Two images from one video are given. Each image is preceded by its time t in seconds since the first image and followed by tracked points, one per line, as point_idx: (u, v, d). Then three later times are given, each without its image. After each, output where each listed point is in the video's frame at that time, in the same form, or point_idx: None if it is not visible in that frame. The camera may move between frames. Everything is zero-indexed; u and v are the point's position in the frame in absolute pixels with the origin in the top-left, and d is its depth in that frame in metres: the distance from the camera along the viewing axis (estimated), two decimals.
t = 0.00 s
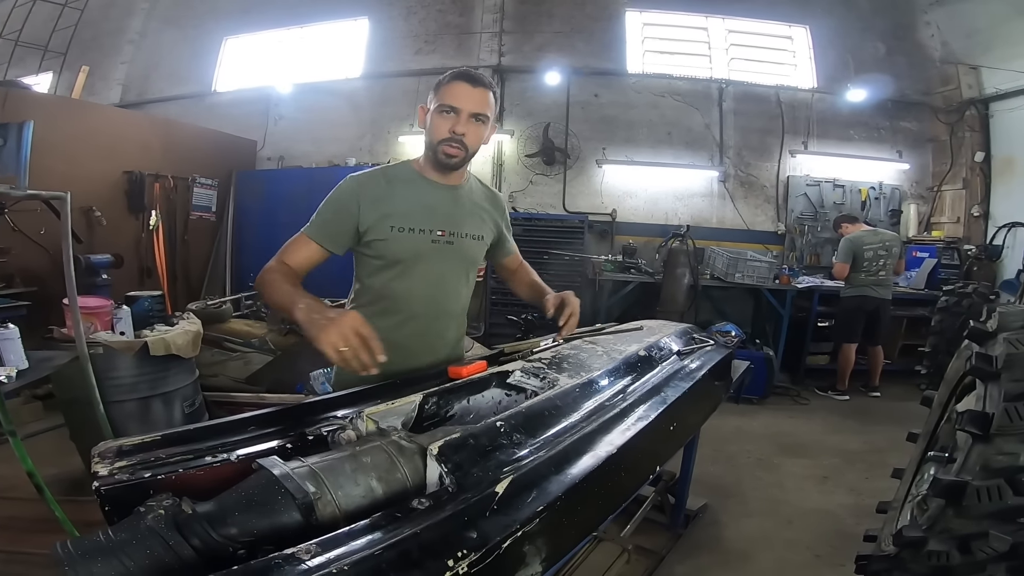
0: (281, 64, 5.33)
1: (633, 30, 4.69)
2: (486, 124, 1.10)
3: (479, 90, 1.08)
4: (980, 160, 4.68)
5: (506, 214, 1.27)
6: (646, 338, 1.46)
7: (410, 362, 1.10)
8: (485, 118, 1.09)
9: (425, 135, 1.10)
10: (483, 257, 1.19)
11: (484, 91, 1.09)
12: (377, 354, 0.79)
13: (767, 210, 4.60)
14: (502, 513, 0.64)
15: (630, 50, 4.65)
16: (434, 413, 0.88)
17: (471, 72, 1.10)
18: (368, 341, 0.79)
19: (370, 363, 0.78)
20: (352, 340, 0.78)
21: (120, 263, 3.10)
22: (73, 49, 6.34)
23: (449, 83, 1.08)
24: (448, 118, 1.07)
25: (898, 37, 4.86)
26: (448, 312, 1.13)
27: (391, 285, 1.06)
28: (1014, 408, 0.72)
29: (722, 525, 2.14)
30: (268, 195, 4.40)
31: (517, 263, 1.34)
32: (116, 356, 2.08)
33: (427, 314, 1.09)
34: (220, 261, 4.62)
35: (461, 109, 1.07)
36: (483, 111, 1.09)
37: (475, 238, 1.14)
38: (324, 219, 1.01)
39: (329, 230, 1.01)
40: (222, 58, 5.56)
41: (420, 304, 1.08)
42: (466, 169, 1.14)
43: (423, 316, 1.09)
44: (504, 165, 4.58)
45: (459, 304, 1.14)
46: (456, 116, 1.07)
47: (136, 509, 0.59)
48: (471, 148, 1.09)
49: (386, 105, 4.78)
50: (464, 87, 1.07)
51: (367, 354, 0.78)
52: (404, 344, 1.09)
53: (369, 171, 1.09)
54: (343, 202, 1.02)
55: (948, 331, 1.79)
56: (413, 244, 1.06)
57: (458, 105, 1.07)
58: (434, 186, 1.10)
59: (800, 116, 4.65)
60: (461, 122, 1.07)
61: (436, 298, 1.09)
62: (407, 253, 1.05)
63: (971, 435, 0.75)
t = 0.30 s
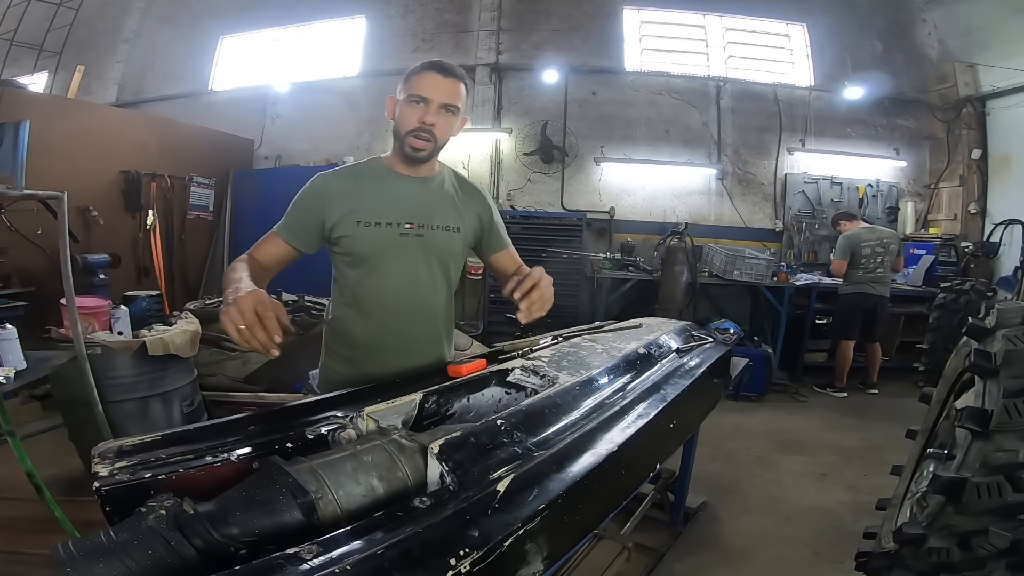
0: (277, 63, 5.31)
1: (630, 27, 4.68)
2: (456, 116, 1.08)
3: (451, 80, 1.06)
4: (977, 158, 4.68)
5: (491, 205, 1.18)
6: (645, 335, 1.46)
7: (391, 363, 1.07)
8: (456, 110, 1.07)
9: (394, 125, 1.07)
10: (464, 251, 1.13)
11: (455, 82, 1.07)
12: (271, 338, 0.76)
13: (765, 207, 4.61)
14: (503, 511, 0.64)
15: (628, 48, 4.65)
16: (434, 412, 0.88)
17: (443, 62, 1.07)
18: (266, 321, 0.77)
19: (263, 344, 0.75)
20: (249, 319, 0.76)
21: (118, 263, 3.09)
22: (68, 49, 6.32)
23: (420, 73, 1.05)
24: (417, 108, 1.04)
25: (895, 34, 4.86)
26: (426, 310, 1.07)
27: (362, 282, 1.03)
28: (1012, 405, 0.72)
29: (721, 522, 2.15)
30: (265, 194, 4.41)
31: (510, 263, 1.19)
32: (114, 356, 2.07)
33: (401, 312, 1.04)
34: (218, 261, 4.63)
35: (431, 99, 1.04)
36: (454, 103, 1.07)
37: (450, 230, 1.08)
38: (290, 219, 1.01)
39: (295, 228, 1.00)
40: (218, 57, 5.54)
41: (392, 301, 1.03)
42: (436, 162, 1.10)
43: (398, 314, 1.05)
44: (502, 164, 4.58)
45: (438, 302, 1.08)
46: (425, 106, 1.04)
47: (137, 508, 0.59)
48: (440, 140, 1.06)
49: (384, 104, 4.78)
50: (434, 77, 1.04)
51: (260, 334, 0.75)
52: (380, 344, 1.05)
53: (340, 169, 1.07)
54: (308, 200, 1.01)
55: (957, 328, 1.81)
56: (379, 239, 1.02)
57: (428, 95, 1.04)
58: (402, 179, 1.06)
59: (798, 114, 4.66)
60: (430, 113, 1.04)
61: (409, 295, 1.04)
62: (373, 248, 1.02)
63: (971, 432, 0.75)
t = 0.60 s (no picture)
0: (276, 63, 5.31)
1: (629, 27, 4.68)
2: (426, 117, 1.03)
3: (421, 80, 1.00)
4: (977, 156, 4.69)
5: (467, 195, 1.11)
6: (645, 334, 1.47)
7: (372, 367, 1.04)
8: (425, 112, 1.01)
9: (361, 123, 1.01)
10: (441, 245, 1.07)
11: (426, 82, 1.01)
12: (249, 357, 0.76)
13: (764, 206, 4.61)
14: (507, 510, 0.64)
15: (627, 47, 4.65)
16: (436, 411, 0.89)
17: (414, 61, 1.01)
18: (241, 340, 0.77)
19: (240, 362, 0.75)
20: (225, 341, 0.77)
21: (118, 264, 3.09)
22: (67, 50, 6.31)
23: (389, 70, 0.99)
24: (384, 108, 0.98)
25: (893, 34, 4.87)
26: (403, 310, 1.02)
27: (333, 285, 1.00)
28: (1012, 403, 0.72)
29: (722, 521, 2.15)
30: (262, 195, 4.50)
31: (490, 251, 1.12)
32: (116, 357, 2.08)
33: (376, 315, 1.00)
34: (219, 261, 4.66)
35: (399, 101, 0.98)
36: (424, 104, 1.01)
37: (422, 224, 1.02)
38: (259, 226, 0.99)
39: (264, 236, 0.99)
40: (217, 57, 5.54)
41: (365, 303, 0.99)
42: (404, 161, 1.06)
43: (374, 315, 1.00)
44: (501, 163, 4.59)
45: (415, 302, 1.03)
46: (393, 107, 0.98)
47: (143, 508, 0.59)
48: (407, 142, 1.02)
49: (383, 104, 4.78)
50: (404, 76, 0.99)
51: (236, 355, 0.76)
52: (359, 348, 1.02)
53: (308, 171, 1.04)
54: (274, 206, 0.99)
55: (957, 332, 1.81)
56: (346, 240, 0.98)
57: (396, 95, 0.98)
58: (368, 178, 1.01)
59: (797, 113, 4.66)
60: (398, 115, 0.99)
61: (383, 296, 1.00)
62: (341, 251, 0.98)
63: (970, 430, 0.76)
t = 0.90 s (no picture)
0: (273, 65, 5.31)
1: (626, 27, 4.69)
2: (407, 129, 1.01)
3: (406, 91, 0.98)
4: (972, 154, 4.71)
5: (438, 191, 1.13)
6: (641, 334, 1.47)
7: (355, 370, 1.03)
8: (407, 125, 1.00)
9: (340, 126, 0.99)
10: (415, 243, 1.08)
11: (410, 93, 0.99)
12: (235, 358, 0.77)
13: (762, 205, 4.62)
14: (500, 508, 0.65)
15: (624, 47, 4.66)
16: (432, 411, 0.89)
17: (401, 68, 0.98)
18: (227, 341, 0.78)
19: (229, 365, 0.76)
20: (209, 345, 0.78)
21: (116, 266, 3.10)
22: (63, 52, 6.31)
23: (374, 77, 0.96)
24: (367, 118, 0.96)
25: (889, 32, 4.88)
26: (380, 310, 1.02)
27: (309, 289, 1.00)
28: (1002, 400, 0.73)
29: (721, 520, 2.16)
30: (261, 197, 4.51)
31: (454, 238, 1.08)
32: (114, 359, 2.09)
33: (354, 318, 1.01)
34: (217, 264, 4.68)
35: (383, 112, 0.96)
36: (407, 116, 1.00)
37: (392, 224, 1.05)
38: (229, 235, 1.00)
39: (234, 244, 1.00)
40: (214, 59, 5.55)
41: (341, 305, 1.00)
42: (378, 165, 1.06)
43: (351, 317, 1.01)
44: (499, 164, 4.59)
45: (393, 301, 1.04)
46: (376, 119, 0.96)
47: (141, 508, 0.60)
48: (386, 152, 1.01)
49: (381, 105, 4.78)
50: (389, 87, 0.96)
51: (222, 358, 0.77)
52: (339, 352, 1.02)
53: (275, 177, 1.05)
54: (244, 214, 1.00)
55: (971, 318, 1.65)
56: (319, 244, 0.99)
57: (380, 106, 0.96)
58: (337, 180, 1.02)
59: (793, 112, 4.67)
60: (381, 126, 0.97)
61: (359, 298, 1.01)
62: (313, 254, 0.99)
63: (960, 428, 0.76)
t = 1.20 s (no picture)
0: (269, 65, 5.30)
1: (622, 26, 4.70)
2: (380, 120, 1.02)
3: (375, 82, 1.00)
4: (967, 152, 4.70)
5: (423, 193, 1.12)
6: (637, 331, 1.47)
7: (337, 372, 1.04)
8: (381, 117, 1.01)
9: (313, 125, 1.00)
10: (401, 247, 1.07)
11: (382, 85, 1.01)
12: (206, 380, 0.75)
13: (759, 203, 4.63)
14: (492, 505, 0.65)
15: (620, 46, 4.67)
16: (427, 409, 0.89)
17: (368, 61, 1.00)
18: (196, 368, 0.75)
19: (198, 389, 0.73)
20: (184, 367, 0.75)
21: (113, 268, 3.09)
22: (59, 53, 6.30)
23: (341, 72, 0.99)
24: (337, 112, 0.98)
25: (884, 31, 4.90)
26: (364, 315, 1.02)
27: (292, 295, 0.98)
28: (993, 395, 0.73)
29: (719, 518, 2.16)
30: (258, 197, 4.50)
31: (460, 258, 1.16)
32: (111, 361, 2.09)
33: (340, 322, 1.01)
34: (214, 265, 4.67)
35: (354, 105, 0.98)
36: (378, 106, 1.01)
37: (380, 228, 1.02)
38: (207, 238, 0.96)
39: (213, 247, 0.95)
40: (210, 60, 5.54)
41: (325, 311, 0.99)
42: (359, 164, 1.05)
43: (335, 322, 1.00)
44: (495, 163, 4.59)
45: (380, 305, 1.04)
46: (346, 111, 0.98)
47: (135, 506, 0.60)
48: (361, 146, 1.01)
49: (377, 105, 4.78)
50: (359, 80, 0.98)
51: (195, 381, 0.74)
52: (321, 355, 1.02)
53: (253, 175, 1.01)
54: (222, 215, 0.95)
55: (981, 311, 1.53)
56: (303, 247, 0.96)
57: (349, 99, 0.98)
58: (320, 182, 1.00)
59: (789, 110, 4.68)
60: (351, 118, 0.98)
61: (345, 303, 1.00)
62: (297, 259, 0.96)
63: (953, 423, 0.77)
